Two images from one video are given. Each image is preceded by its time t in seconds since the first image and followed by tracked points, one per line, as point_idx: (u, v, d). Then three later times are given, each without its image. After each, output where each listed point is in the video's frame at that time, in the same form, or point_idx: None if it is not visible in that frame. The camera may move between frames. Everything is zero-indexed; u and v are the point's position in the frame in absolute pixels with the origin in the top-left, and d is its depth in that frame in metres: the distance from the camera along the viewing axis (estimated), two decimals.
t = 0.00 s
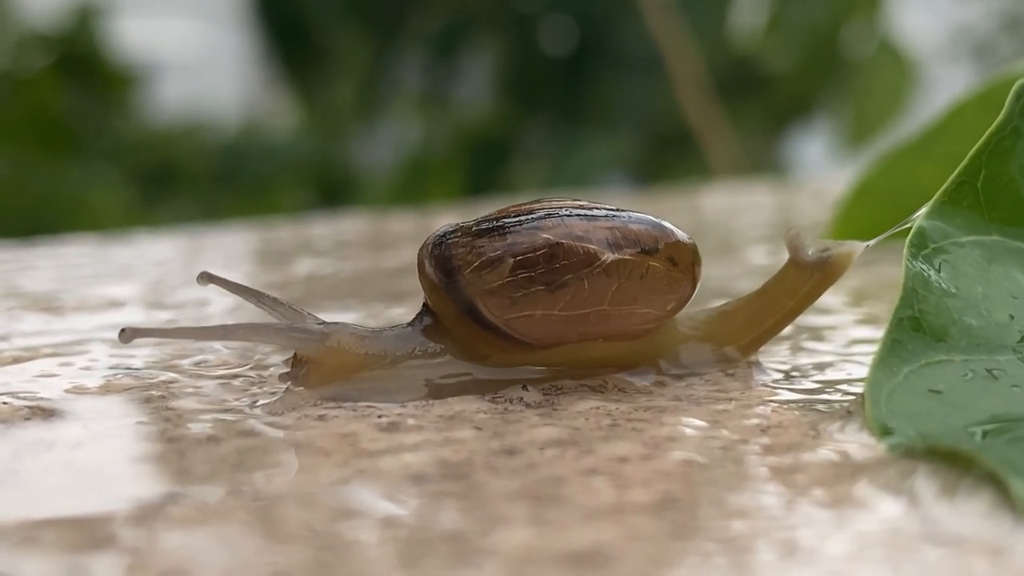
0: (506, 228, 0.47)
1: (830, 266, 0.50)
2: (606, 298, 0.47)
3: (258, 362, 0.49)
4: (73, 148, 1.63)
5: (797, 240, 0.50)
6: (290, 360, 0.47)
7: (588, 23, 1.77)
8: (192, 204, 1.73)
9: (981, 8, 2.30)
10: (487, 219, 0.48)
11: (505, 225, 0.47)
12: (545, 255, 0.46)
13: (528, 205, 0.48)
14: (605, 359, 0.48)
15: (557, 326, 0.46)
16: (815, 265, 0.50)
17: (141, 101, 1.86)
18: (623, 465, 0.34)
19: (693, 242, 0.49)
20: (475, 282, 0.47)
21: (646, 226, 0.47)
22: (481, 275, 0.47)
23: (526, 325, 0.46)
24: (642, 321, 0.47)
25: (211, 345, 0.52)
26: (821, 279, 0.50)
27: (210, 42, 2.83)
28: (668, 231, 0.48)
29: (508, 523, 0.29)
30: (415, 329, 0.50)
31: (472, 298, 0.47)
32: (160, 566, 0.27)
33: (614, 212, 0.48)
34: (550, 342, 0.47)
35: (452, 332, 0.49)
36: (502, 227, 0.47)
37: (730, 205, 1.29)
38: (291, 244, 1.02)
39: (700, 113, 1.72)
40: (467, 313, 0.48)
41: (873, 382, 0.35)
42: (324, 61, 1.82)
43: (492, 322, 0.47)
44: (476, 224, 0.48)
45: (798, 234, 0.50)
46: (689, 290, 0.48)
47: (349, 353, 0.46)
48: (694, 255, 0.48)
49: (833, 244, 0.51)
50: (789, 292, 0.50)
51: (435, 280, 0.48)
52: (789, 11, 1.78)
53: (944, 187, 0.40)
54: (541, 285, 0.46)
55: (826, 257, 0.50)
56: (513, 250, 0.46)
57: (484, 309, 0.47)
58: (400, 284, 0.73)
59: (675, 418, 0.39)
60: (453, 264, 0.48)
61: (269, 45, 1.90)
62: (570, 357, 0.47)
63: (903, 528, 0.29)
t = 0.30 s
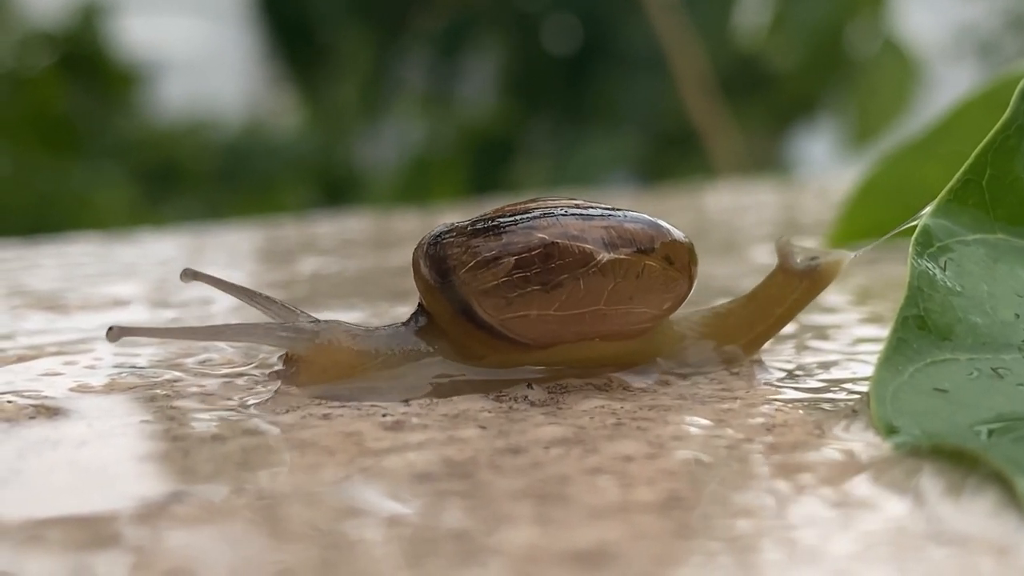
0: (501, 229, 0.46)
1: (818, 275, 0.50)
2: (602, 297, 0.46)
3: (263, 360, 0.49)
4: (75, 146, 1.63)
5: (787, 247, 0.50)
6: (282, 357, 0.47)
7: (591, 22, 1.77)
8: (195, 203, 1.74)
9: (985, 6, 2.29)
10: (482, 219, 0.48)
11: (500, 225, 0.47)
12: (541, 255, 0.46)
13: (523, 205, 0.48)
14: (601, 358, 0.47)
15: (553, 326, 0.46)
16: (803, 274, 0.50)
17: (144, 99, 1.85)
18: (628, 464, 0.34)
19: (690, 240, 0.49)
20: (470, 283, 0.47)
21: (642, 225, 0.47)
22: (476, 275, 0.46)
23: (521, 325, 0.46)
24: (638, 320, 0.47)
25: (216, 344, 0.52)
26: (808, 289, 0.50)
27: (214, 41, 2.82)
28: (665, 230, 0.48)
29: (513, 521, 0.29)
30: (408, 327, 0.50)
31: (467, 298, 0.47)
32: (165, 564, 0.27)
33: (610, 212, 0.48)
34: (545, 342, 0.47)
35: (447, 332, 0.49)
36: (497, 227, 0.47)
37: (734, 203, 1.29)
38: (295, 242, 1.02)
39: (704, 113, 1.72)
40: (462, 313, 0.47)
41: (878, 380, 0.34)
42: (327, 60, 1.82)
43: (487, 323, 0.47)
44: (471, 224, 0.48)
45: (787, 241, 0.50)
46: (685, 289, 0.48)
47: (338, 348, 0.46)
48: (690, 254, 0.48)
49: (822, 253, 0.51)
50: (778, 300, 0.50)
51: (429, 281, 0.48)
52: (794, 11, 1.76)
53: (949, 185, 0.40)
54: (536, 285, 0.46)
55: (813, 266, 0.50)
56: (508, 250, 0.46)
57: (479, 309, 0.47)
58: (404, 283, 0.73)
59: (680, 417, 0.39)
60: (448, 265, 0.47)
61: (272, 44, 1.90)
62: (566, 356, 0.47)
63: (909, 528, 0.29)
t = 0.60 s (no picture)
0: (495, 228, 0.46)
1: (807, 285, 0.50)
2: (597, 296, 0.46)
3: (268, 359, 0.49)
4: (81, 145, 1.63)
5: (779, 255, 0.50)
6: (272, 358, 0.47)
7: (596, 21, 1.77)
8: (200, 202, 1.74)
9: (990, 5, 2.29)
10: (477, 218, 0.48)
11: (495, 225, 0.47)
12: (535, 254, 0.45)
13: (517, 204, 0.48)
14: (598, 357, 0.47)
15: (548, 325, 0.46)
16: (793, 283, 0.50)
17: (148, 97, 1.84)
18: (633, 463, 0.34)
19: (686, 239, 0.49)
20: (464, 283, 0.46)
21: (637, 224, 0.47)
22: (471, 275, 0.46)
23: (515, 325, 0.46)
24: (633, 319, 0.47)
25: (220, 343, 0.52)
26: (798, 298, 0.50)
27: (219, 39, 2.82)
28: (660, 228, 0.48)
29: (519, 520, 0.29)
30: (399, 327, 0.49)
31: (461, 298, 0.47)
32: (170, 562, 0.27)
33: (605, 210, 0.48)
34: (541, 342, 0.47)
35: (441, 332, 0.48)
36: (492, 226, 0.46)
37: (739, 202, 1.29)
38: (300, 241, 1.02)
39: (709, 113, 1.72)
40: (457, 313, 0.47)
41: (883, 379, 0.34)
42: (331, 59, 1.81)
43: (482, 322, 0.46)
44: (465, 224, 0.48)
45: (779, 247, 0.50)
46: (681, 287, 0.48)
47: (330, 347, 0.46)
48: (686, 253, 0.48)
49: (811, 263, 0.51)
50: (769, 307, 0.50)
51: (424, 281, 0.48)
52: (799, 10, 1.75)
53: (955, 183, 0.40)
54: (531, 284, 0.46)
55: (804, 275, 0.50)
56: (502, 249, 0.46)
57: (474, 309, 0.46)
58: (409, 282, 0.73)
59: (685, 416, 0.39)
60: (442, 265, 0.47)
61: (277, 42, 1.89)
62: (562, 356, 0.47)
63: (916, 527, 0.29)
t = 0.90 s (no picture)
0: (490, 228, 0.45)
1: (800, 293, 0.50)
2: (592, 295, 0.46)
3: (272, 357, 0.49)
4: (84, 143, 1.62)
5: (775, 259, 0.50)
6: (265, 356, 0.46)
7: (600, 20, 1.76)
8: (204, 202, 1.73)
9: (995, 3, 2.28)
10: (470, 218, 0.47)
11: (488, 224, 0.46)
12: (530, 254, 0.45)
13: (510, 203, 0.47)
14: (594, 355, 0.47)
15: (542, 325, 0.45)
16: (785, 290, 0.50)
17: (152, 96, 1.83)
18: (639, 462, 0.34)
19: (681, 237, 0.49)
20: (458, 283, 0.46)
21: (632, 222, 0.47)
22: (465, 275, 0.45)
23: (510, 325, 0.45)
24: (628, 318, 0.47)
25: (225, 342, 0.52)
26: (790, 305, 0.50)
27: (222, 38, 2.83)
28: (655, 226, 0.47)
29: (525, 519, 0.29)
30: (393, 326, 0.49)
31: (455, 299, 0.46)
32: (176, 561, 0.27)
33: (599, 209, 0.47)
34: (536, 342, 0.46)
35: (436, 332, 0.47)
36: (485, 226, 0.46)
37: (744, 201, 1.29)
38: (304, 240, 1.02)
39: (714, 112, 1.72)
40: (451, 314, 0.46)
41: (889, 378, 0.34)
42: (335, 58, 1.81)
43: (477, 323, 0.46)
44: (458, 223, 0.47)
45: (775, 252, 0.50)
46: (676, 286, 0.48)
47: (322, 346, 0.45)
48: (682, 251, 0.48)
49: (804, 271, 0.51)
50: (763, 312, 0.50)
51: (417, 281, 0.47)
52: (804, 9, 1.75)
53: (962, 180, 0.40)
54: (525, 284, 0.45)
55: (796, 282, 0.50)
56: (497, 249, 0.45)
57: (468, 309, 0.46)
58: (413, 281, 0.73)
59: (691, 415, 0.39)
60: (437, 265, 0.46)
61: (281, 41, 1.89)
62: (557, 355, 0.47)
63: (923, 526, 0.29)
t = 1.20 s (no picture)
0: (484, 227, 0.45)
1: (792, 299, 0.49)
2: (586, 294, 0.45)
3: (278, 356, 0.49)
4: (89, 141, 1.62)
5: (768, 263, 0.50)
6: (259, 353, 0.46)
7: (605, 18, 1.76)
8: (209, 201, 1.72)
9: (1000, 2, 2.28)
10: (465, 217, 0.47)
11: (483, 223, 0.46)
12: (523, 253, 0.44)
13: (505, 202, 0.47)
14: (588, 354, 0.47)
15: (537, 325, 0.45)
16: (777, 296, 0.50)
17: (157, 95, 1.83)
18: (646, 461, 0.34)
19: (678, 236, 0.48)
20: (453, 282, 0.45)
21: (628, 221, 0.46)
22: (459, 274, 0.45)
23: (505, 325, 0.45)
24: (624, 317, 0.46)
25: (231, 341, 0.52)
26: (783, 309, 0.50)
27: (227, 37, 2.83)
28: (650, 224, 0.47)
29: (532, 519, 0.29)
30: (388, 325, 0.48)
31: (450, 299, 0.46)
32: (182, 560, 0.27)
33: (595, 208, 0.47)
34: (532, 342, 0.46)
35: (431, 333, 0.47)
36: (479, 225, 0.45)
37: (750, 200, 1.29)
38: (310, 239, 1.02)
39: (718, 112, 1.72)
40: (446, 314, 0.46)
41: (896, 377, 0.34)
42: (341, 57, 1.81)
43: (472, 323, 0.45)
44: (453, 223, 0.47)
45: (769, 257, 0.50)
46: (673, 285, 0.47)
47: (316, 343, 0.45)
48: (678, 250, 0.47)
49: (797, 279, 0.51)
50: (755, 316, 0.50)
51: (412, 280, 0.47)
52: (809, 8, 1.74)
53: (968, 179, 0.40)
54: (519, 284, 0.44)
55: (790, 287, 0.50)
56: (490, 249, 0.45)
57: (463, 308, 0.46)
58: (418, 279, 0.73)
59: (697, 415, 0.39)
60: (432, 265, 0.46)
61: (285, 39, 1.89)
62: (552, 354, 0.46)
63: (930, 526, 0.29)
